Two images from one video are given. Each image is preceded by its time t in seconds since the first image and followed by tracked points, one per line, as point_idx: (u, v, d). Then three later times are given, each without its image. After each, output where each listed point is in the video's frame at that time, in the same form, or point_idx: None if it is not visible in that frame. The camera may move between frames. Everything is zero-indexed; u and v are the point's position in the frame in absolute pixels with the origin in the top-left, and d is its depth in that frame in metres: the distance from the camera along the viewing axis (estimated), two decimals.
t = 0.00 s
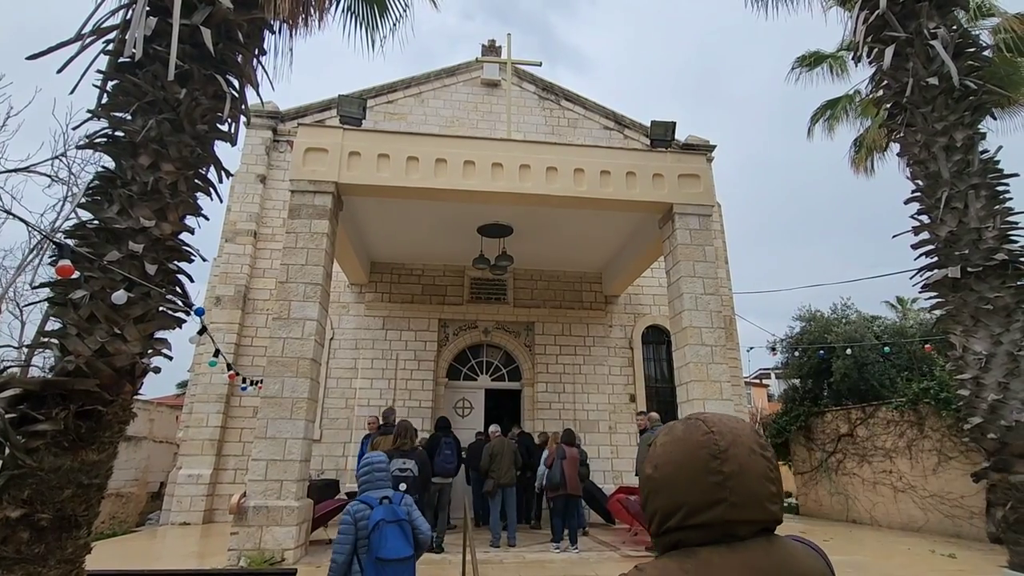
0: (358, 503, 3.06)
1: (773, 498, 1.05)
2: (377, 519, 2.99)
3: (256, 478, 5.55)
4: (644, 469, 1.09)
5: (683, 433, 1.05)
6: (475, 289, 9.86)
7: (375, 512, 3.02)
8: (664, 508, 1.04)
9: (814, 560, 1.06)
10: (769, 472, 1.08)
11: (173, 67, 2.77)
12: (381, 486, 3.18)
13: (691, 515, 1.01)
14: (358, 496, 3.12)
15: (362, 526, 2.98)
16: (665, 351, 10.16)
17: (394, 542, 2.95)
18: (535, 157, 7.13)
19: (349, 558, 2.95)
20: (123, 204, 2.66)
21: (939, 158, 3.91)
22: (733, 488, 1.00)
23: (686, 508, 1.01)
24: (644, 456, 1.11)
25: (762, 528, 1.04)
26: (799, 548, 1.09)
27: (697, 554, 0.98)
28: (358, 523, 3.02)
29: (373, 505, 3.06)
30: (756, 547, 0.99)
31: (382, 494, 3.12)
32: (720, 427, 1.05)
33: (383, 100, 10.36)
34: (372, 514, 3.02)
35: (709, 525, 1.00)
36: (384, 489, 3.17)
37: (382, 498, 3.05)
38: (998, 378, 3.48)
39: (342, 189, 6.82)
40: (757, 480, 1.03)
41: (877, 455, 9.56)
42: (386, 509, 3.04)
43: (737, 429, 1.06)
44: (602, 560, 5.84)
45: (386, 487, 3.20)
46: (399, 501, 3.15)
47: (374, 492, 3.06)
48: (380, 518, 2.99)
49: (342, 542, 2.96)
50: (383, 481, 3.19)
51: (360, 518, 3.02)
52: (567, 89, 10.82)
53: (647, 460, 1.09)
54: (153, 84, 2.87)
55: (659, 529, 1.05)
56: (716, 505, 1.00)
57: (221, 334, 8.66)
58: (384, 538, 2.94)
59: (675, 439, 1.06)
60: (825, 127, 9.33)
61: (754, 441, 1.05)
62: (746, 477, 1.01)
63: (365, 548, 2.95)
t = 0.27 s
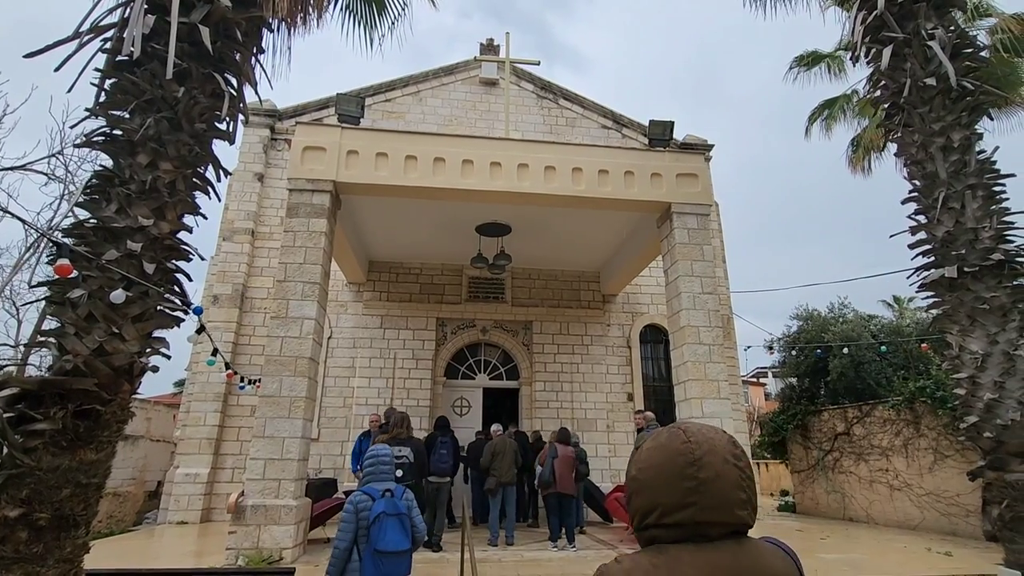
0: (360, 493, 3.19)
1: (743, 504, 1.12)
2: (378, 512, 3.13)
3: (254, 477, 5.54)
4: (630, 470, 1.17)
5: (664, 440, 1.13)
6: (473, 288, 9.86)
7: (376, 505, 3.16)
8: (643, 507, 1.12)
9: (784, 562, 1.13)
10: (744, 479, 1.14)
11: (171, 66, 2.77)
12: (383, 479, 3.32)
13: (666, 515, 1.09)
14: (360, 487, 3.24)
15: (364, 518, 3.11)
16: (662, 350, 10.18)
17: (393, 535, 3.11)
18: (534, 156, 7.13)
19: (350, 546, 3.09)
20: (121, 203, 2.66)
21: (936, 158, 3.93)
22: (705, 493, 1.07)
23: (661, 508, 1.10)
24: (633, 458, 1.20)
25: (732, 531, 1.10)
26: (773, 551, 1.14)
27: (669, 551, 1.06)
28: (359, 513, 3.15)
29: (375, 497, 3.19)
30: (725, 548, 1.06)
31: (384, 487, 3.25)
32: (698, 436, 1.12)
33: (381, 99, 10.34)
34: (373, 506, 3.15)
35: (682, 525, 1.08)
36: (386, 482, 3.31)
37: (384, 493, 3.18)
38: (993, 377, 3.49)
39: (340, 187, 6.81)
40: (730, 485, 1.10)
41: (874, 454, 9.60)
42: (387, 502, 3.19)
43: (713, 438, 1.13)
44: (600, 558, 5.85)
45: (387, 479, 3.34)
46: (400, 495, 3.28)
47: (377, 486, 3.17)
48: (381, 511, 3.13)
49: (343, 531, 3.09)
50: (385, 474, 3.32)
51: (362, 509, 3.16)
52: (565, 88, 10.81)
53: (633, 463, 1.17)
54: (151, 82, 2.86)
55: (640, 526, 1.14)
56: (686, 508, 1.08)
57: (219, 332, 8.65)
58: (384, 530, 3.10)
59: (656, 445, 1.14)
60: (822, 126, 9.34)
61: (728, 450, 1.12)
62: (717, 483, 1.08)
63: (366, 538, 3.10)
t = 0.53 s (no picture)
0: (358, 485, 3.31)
1: (692, 490, 1.27)
2: (373, 505, 3.24)
3: (250, 473, 5.54)
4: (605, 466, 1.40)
5: (622, 438, 1.36)
6: (470, 285, 9.86)
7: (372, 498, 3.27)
8: (610, 495, 1.34)
9: (745, 548, 1.24)
10: (698, 468, 1.29)
11: (167, 60, 2.75)
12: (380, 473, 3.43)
13: (625, 501, 1.30)
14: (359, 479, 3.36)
15: (358, 510, 3.24)
16: (659, 347, 10.20)
17: (387, 528, 3.22)
18: (531, 152, 7.12)
19: (345, 537, 3.22)
20: (116, 198, 2.65)
21: (932, 155, 3.94)
22: (651, 480, 1.27)
23: (620, 495, 1.31)
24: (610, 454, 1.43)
25: (683, 515, 1.26)
26: (737, 537, 1.26)
27: (628, 533, 1.27)
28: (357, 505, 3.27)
29: (371, 490, 3.30)
30: (674, 529, 1.23)
31: (381, 481, 3.36)
32: (648, 432, 1.33)
33: (378, 95, 10.30)
34: (369, 499, 3.26)
35: (636, 509, 1.28)
36: (383, 476, 3.41)
37: (379, 486, 3.28)
38: (988, 373, 3.51)
39: (337, 184, 6.79)
40: (676, 473, 1.27)
41: (869, 450, 9.65)
42: (384, 495, 3.29)
43: (664, 433, 1.32)
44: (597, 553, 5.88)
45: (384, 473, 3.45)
46: (396, 489, 3.38)
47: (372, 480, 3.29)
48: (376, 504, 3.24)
49: (340, 522, 3.21)
50: (383, 468, 3.42)
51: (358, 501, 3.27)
52: (563, 84, 10.79)
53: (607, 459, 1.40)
54: (146, 76, 2.84)
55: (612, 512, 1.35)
56: (637, 493, 1.28)
57: (215, 329, 8.63)
58: (377, 523, 3.22)
59: (617, 442, 1.37)
60: (819, 124, 9.35)
61: (677, 441, 1.29)
62: (661, 471, 1.26)
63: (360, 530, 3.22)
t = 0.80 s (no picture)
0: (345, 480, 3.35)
1: (623, 474, 1.39)
2: (358, 497, 3.25)
3: (244, 467, 5.51)
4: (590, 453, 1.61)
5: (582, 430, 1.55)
6: (466, 279, 9.83)
7: (357, 491, 3.29)
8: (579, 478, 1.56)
9: (679, 534, 1.30)
10: (634, 455, 1.40)
11: (156, 48, 2.71)
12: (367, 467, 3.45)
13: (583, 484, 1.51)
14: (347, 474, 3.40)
15: (345, 502, 3.25)
16: (655, 342, 10.20)
17: (372, 519, 3.21)
18: (527, 146, 7.09)
19: (333, 530, 3.23)
20: (105, 189, 2.61)
21: (928, 150, 3.94)
22: (589, 467, 1.45)
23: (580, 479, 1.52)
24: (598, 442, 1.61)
25: (624, 499, 1.40)
26: (677, 524, 1.33)
27: (587, 513, 1.48)
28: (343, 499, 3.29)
29: (357, 484, 3.32)
30: (612, 512, 1.39)
31: (367, 474, 3.38)
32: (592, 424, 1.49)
33: (373, 88, 10.23)
34: (355, 492, 3.28)
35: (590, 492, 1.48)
36: (369, 470, 3.44)
37: (365, 478, 3.31)
38: (982, 368, 3.52)
39: (331, 177, 6.75)
40: (608, 459, 1.41)
41: (862, 445, 9.70)
42: (369, 487, 3.31)
43: (605, 422, 1.46)
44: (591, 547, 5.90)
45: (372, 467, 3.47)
46: (382, 482, 3.39)
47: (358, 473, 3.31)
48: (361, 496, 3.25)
49: (327, 515, 3.24)
50: (370, 462, 3.44)
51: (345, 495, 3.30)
52: (559, 78, 10.75)
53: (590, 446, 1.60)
54: (136, 65, 2.80)
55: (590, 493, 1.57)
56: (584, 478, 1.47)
57: (209, 323, 8.58)
58: (363, 514, 3.21)
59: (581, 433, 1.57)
60: (816, 119, 9.34)
61: (612, 429, 1.43)
62: (594, 456, 1.44)
63: (347, 521, 3.23)
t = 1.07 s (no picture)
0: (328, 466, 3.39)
1: (566, 458, 1.58)
2: (341, 483, 3.28)
3: (238, 460, 5.50)
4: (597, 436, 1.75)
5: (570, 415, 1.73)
6: (461, 272, 9.81)
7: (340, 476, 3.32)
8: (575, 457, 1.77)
9: (592, 519, 1.45)
10: (573, 443, 1.56)
11: (145, 35, 2.66)
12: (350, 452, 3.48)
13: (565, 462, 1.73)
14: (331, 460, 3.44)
15: (328, 488, 3.28)
16: (650, 336, 10.21)
17: (355, 503, 3.23)
18: (523, 138, 7.05)
19: (318, 514, 3.28)
20: (94, 177, 2.57)
21: (925, 142, 3.93)
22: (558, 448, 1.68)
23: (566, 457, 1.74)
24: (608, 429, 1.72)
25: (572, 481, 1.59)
26: (596, 509, 1.46)
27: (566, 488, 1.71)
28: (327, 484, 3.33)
29: (340, 469, 3.35)
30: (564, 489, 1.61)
31: (350, 459, 3.41)
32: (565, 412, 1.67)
33: (368, 79, 10.14)
34: (338, 477, 3.31)
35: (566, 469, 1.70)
36: (352, 454, 3.46)
37: (346, 464, 3.33)
38: (975, 361, 3.52)
39: (326, 168, 6.69)
40: (561, 443, 1.61)
41: (855, 438, 9.76)
42: (351, 472, 3.34)
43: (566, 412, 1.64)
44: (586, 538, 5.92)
45: (355, 453, 3.49)
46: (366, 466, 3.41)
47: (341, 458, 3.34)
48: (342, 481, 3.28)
49: (312, 501, 3.28)
50: (353, 447, 3.47)
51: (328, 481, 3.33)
52: (556, 70, 10.68)
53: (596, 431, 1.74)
54: (125, 52, 2.76)
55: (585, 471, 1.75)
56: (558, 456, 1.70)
57: (203, 315, 8.54)
58: (345, 499, 3.24)
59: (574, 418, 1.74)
60: (813, 113, 9.31)
61: (564, 418, 1.61)
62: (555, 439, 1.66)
63: (331, 506, 3.27)
